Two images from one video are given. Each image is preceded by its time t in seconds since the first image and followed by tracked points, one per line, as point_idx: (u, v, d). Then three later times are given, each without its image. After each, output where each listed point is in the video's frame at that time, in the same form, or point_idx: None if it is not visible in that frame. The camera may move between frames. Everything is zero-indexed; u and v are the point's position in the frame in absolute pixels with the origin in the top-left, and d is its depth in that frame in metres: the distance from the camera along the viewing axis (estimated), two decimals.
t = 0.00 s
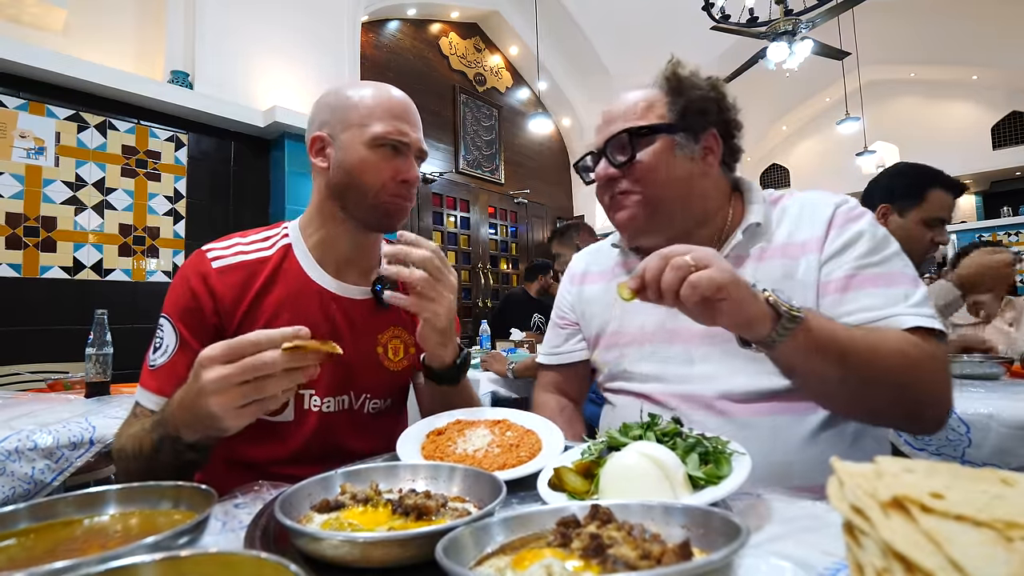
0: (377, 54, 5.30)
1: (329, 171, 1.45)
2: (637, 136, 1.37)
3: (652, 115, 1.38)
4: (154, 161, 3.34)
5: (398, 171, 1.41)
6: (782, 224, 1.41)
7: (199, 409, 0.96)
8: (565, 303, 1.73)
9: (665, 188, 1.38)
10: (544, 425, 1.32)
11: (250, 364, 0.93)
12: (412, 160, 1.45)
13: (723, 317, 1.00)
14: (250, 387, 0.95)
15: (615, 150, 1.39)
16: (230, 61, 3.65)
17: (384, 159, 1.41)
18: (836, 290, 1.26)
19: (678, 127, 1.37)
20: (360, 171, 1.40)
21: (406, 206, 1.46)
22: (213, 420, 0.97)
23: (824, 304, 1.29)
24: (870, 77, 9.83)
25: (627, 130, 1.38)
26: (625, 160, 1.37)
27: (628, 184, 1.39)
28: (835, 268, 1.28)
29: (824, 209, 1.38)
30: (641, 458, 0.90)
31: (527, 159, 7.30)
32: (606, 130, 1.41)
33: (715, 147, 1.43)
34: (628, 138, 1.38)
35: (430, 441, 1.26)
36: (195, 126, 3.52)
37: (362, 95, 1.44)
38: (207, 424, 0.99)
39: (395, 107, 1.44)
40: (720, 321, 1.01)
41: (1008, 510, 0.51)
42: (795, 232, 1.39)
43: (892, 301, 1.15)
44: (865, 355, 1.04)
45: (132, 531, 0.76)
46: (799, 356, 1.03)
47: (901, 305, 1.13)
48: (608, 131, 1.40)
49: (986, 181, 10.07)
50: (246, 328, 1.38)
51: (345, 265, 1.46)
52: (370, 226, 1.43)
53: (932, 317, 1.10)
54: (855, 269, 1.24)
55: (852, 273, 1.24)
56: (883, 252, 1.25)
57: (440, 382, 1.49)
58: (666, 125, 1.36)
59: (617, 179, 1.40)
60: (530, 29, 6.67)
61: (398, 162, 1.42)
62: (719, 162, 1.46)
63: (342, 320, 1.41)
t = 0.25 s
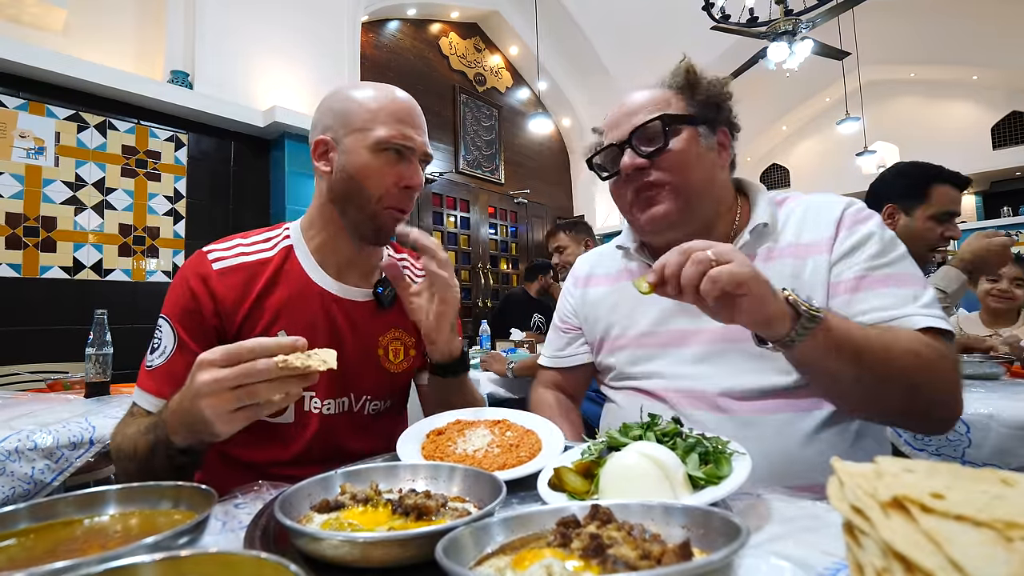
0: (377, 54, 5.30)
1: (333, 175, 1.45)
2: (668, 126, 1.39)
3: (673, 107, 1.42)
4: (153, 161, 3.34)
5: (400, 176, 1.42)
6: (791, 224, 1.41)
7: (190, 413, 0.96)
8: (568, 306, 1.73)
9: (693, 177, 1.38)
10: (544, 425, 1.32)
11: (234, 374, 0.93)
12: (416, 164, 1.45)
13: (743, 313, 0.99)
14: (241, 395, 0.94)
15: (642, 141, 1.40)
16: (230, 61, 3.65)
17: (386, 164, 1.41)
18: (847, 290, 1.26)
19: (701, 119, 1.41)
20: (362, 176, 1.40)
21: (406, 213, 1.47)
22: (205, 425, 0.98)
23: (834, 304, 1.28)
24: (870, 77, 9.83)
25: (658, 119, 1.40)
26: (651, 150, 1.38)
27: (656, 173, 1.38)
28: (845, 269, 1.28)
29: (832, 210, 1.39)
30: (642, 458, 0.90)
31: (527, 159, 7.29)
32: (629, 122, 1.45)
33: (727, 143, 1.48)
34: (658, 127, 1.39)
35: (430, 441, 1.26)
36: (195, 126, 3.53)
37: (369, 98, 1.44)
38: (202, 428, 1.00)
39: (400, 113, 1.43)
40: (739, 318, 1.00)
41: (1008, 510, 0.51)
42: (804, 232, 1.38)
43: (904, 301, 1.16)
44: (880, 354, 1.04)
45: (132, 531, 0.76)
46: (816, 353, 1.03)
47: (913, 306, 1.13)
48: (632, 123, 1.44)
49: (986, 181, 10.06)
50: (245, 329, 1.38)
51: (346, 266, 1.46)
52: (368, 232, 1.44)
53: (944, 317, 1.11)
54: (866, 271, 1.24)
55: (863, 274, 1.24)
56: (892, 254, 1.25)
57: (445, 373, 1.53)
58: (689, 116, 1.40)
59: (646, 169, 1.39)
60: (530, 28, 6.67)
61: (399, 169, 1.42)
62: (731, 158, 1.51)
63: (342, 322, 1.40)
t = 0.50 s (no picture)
0: (377, 54, 5.30)
1: (325, 179, 1.46)
2: (678, 128, 1.37)
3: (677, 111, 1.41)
4: (154, 161, 3.34)
5: (386, 178, 1.40)
6: (793, 228, 1.41)
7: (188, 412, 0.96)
8: (565, 310, 1.74)
9: (700, 181, 1.39)
10: (544, 424, 1.32)
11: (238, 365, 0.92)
12: (405, 166, 1.42)
13: (757, 311, 0.99)
14: (229, 392, 0.92)
15: (650, 146, 1.39)
16: (230, 61, 3.64)
17: (371, 166, 1.39)
18: (851, 294, 1.25)
19: (706, 121, 1.40)
20: (349, 179, 1.40)
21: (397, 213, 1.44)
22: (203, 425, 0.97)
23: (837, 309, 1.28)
24: (870, 77, 9.83)
25: (670, 121, 1.38)
26: (660, 154, 1.37)
27: (664, 177, 1.37)
28: (848, 274, 1.28)
29: (836, 213, 1.38)
30: (641, 458, 0.90)
31: (527, 159, 7.30)
32: (633, 124, 1.43)
33: (730, 144, 1.48)
34: (669, 131, 1.38)
35: (430, 441, 1.26)
36: (195, 126, 3.53)
37: (368, 96, 1.41)
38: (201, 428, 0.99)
39: (391, 112, 1.40)
40: (753, 313, 1.00)
41: (1008, 510, 0.51)
42: (806, 236, 1.38)
43: (908, 307, 1.16)
44: (887, 358, 1.04)
45: (133, 531, 0.76)
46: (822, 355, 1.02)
47: (918, 312, 1.13)
48: (639, 125, 1.42)
49: (986, 182, 10.07)
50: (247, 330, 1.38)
51: (347, 267, 1.46)
52: (357, 233, 1.43)
53: (949, 323, 1.11)
54: (869, 275, 1.24)
55: (867, 278, 1.24)
56: (895, 258, 1.25)
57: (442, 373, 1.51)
58: (695, 118, 1.39)
59: (654, 173, 1.38)
60: (530, 29, 6.68)
61: (387, 171, 1.40)
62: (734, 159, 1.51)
63: (344, 324, 1.41)
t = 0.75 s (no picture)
0: (377, 54, 5.30)
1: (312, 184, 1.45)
2: (666, 139, 1.38)
3: (673, 116, 1.40)
4: (154, 161, 3.34)
5: (353, 183, 1.34)
6: (791, 230, 1.40)
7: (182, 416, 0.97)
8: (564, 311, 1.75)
9: (690, 192, 1.39)
10: (544, 424, 1.32)
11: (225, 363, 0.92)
12: (375, 171, 1.35)
13: (745, 308, 0.99)
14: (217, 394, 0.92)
15: (641, 153, 1.39)
16: (230, 61, 3.64)
17: (342, 171, 1.34)
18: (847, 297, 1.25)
19: (703, 127, 1.40)
20: (324, 185, 1.36)
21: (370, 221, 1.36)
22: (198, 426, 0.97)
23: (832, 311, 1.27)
24: (870, 77, 9.83)
25: (657, 132, 1.38)
26: (649, 163, 1.37)
27: (651, 187, 1.38)
28: (845, 276, 1.27)
29: (834, 215, 1.38)
30: (641, 458, 0.90)
31: (527, 159, 7.30)
32: (627, 129, 1.42)
33: (730, 149, 1.48)
34: (657, 140, 1.38)
35: (430, 441, 1.26)
36: (195, 126, 3.52)
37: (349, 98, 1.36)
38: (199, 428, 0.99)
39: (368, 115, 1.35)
40: (739, 312, 1.00)
41: (1008, 510, 0.51)
42: (804, 237, 1.38)
43: (906, 309, 1.15)
44: (879, 363, 1.04)
45: (133, 531, 0.76)
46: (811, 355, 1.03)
47: (914, 315, 1.13)
48: (628, 132, 1.42)
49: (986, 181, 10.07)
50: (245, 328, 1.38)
51: (339, 271, 1.43)
52: (334, 241, 1.39)
53: (945, 328, 1.11)
54: (867, 277, 1.23)
55: (863, 281, 1.23)
56: (893, 262, 1.25)
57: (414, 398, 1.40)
58: (689, 125, 1.39)
59: (643, 182, 1.38)
60: (530, 28, 6.68)
61: (358, 175, 1.34)
62: (733, 164, 1.51)
63: (341, 328, 1.40)
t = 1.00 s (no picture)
0: (377, 54, 5.30)
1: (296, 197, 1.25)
2: (685, 137, 1.34)
3: (680, 115, 1.36)
4: (153, 161, 3.33)
5: (299, 206, 1.07)
6: (785, 228, 1.41)
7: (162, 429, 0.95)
8: (562, 315, 1.74)
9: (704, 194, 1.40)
10: (545, 425, 1.32)
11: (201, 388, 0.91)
12: (326, 195, 1.04)
13: (725, 294, 1.02)
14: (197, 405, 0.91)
15: (654, 153, 1.36)
16: (229, 61, 3.64)
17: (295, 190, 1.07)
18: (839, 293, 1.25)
19: (710, 126, 1.38)
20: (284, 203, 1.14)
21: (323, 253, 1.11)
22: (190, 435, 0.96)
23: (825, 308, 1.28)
24: (870, 77, 9.84)
25: (675, 131, 1.34)
26: (664, 163, 1.35)
27: (668, 187, 1.37)
28: (837, 273, 1.28)
29: (827, 213, 1.39)
30: (641, 458, 0.90)
31: (527, 159, 7.30)
32: (636, 130, 1.36)
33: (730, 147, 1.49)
34: (674, 139, 1.34)
35: (430, 441, 1.26)
36: (195, 126, 3.52)
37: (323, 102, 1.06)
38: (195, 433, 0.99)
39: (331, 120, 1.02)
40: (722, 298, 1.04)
41: (1008, 510, 0.51)
42: (797, 236, 1.39)
43: (897, 305, 1.15)
44: (862, 348, 1.05)
45: (132, 531, 0.76)
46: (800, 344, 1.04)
47: (906, 309, 1.13)
48: (639, 132, 1.36)
49: (986, 181, 10.07)
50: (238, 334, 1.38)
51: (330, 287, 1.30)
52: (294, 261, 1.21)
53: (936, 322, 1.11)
54: (857, 273, 1.24)
55: (855, 277, 1.24)
56: (886, 256, 1.24)
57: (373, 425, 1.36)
58: (698, 124, 1.37)
59: (659, 182, 1.36)
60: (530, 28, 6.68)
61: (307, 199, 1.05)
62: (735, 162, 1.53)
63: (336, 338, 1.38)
